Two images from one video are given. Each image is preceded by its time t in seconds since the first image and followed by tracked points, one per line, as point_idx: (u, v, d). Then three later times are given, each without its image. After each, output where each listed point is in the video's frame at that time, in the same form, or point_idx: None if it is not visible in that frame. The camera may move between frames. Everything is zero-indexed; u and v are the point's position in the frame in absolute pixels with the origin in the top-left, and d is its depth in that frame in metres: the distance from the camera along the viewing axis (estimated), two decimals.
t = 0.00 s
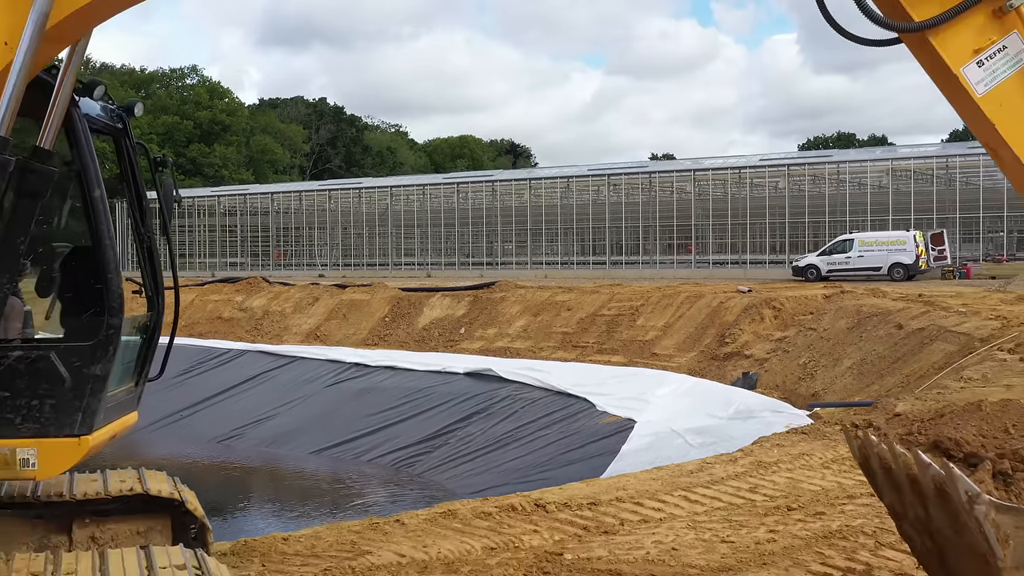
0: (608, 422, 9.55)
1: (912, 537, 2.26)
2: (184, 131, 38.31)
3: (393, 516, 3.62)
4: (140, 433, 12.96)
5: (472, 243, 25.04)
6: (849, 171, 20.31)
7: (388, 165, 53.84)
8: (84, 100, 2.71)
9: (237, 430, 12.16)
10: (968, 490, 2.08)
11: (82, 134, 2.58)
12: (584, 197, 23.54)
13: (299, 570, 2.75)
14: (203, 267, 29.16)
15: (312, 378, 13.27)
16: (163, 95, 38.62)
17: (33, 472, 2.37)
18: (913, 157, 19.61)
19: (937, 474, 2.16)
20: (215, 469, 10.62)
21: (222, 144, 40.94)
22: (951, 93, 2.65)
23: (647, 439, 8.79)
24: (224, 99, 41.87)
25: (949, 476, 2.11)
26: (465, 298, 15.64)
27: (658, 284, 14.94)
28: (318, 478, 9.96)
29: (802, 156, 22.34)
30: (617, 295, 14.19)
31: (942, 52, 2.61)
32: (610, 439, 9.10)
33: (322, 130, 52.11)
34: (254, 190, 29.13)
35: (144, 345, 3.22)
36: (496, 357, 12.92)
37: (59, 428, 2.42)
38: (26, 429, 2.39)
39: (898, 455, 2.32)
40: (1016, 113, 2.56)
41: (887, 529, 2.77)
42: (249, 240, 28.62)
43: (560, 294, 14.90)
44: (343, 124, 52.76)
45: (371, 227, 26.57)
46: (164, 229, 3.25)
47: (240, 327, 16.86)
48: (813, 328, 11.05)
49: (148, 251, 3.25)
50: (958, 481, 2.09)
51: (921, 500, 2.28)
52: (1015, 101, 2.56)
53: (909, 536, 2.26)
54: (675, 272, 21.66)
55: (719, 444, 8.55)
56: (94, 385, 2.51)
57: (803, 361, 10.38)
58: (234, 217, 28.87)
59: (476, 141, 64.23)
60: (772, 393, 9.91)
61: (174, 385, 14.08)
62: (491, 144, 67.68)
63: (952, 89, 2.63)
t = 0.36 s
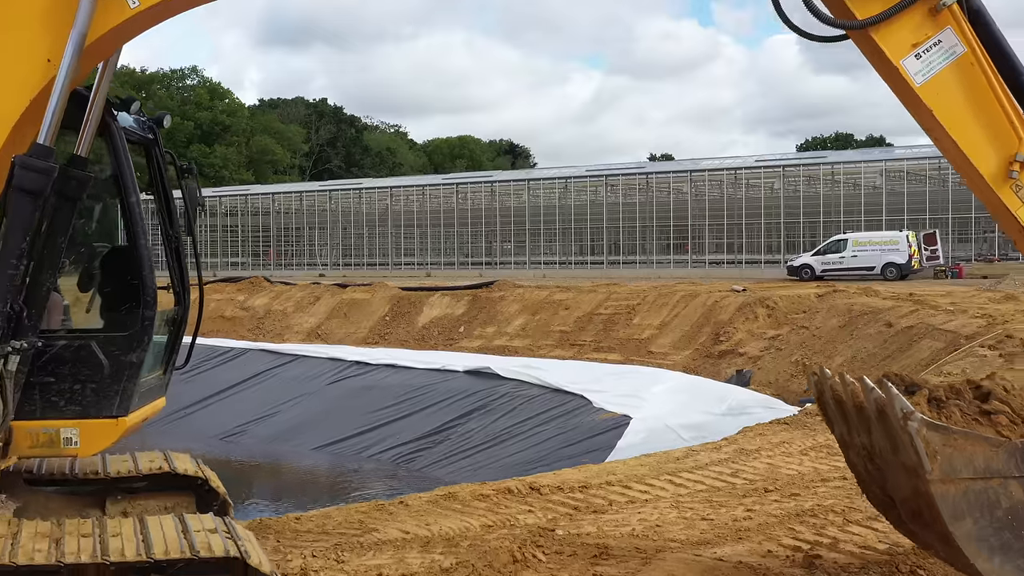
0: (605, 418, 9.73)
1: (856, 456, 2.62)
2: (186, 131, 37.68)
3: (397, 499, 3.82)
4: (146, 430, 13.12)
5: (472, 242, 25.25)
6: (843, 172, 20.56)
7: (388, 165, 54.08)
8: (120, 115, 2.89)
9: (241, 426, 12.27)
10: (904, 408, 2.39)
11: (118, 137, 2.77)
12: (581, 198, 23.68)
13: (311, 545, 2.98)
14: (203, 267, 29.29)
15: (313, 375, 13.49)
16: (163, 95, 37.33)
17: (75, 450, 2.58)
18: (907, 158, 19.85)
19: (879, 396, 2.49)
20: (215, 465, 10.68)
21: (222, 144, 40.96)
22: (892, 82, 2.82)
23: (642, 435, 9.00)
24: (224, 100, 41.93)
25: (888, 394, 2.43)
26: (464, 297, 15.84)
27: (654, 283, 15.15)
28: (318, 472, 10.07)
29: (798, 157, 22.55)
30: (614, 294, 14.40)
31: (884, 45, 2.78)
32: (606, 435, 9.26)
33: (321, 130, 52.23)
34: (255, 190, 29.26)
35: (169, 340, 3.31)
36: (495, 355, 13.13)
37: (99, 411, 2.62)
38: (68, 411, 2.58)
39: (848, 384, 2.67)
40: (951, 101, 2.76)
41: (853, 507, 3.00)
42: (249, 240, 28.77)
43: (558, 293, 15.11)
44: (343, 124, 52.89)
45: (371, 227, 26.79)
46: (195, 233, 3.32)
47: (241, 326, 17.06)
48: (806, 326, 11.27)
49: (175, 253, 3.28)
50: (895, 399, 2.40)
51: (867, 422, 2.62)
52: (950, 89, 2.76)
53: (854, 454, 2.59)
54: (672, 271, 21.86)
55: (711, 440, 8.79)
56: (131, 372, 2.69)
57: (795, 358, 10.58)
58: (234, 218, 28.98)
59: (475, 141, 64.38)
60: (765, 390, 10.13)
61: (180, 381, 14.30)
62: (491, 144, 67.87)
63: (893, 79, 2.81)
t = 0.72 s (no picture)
0: (601, 415, 9.89)
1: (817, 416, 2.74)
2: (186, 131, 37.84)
3: (398, 487, 4.01)
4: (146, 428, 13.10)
5: (471, 243, 25.43)
6: (839, 173, 20.77)
7: (387, 165, 54.27)
8: (143, 127, 3.03)
9: (242, 424, 12.09)
10: (853, 363, 2.58)
11: (142, 145, 2.92)
12: (579, 199, 23.86)
13: (320, 528, 3.19)
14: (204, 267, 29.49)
15: (314, 374, 13.62)
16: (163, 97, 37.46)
17: (105, 437, 2.73)
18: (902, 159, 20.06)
19: (833, 352, 2.66)
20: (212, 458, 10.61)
21: (223, 145, 41.09)
22: (841, 70, 3.07)
23: (637, 432, 9.19)
24: (224, 101, 42.10)
25: (838, 351, 2.63)
26: (463, 297, 16.05)
27: (651, 283, 15.35)
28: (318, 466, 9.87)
29: (794, 158, 22.75)
30: (611, 294, 14.61)
31: (832, 38, 3.03)
32: (603, 432, 9.41)
33: (321, 130, 52.37)
34: (255, 191, 29.45)
35: (187, 339, 3.49)
36: (494, 354, 13.32)
37: (127, 401, 2.78)
38: (98, 400, 2.74)
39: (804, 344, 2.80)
40: (895, 87, 3.03)
41: (827, 494, 3.20)
42: (250, 240, 28.98)
43: (556, 293, 15.32)
44: (342, 125, 53.06)
45: (371, 227, 27.00)
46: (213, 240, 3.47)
47: (243, 326, 17.26)
48: (799, 325, 11.47)
49: (193, 255, 3.40)
50: (845, 355, 2.60)
51: (823, 380, 2.77)
52: (894, 77, 3.02)
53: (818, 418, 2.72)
54: (669, 272, 22.06)
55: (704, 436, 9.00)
56: (157, 364, 2.85)
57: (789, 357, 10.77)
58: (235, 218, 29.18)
59: (474, 142, 64.56)
60: (758, 387, 10.33)
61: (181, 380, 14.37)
62: (490, 144, 68.07)
63: (841, 67, 3.06)
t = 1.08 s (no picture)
0: (597, 414, 10.08)
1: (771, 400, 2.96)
2: (187, 132, 37.88)
3: (398, 479, 4.22)
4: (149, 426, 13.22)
5: (470, 243, 25.60)
6: (834, 175, 20.99)
7: (386, 166, 54.45)
8: (163, 145, 3.22)
9: (246, 422, 12.17)
10: (797, 327, 2.93)
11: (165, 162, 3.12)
12: (576, 201, 24.09)
13: (327, 516, 3.40)
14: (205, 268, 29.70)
15: (315, 374, 13.81)
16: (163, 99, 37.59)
17: (130, 430, 2.94)
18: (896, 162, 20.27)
19: (779, 320, 2.96)
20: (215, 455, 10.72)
21: (222, 146, 41.19)
22: (784, 58, 3.28)
23: (632, 430, 9.38)
24: (224, 102, 42.25)
25: (785, 318, 2.94)
26: (462, 298, 16.26)
27: (647, 284, 15.57)
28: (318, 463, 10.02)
29: (790, 160, 22.98)
30: (607, 295, 14.83)
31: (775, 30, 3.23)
32: (599, 430, 9.59)
33: (320, 131, 52.47)
34: (255, 192, 29.64)
35: (202, 340, 3.68)
36: (492, 354, 13.53)
37: (150, 397, 2.99)
38: (123, 397, 2.96)
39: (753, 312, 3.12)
40: (833, 73, 3.25)
41: (800, 485, 3.41)
42: (251, 241, 29.22)
43: (553, 294, 15.53)
44: (341, 126, 53.21)
45: (371, 228, 27.22)
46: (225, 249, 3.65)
47: (244, 326, 17.47)
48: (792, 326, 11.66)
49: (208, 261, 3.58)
50: (790, 320, 2.94)
51: (772, 346, 3.07)
52: (830, 63, 3.24)
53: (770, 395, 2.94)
54: (665, 273, 22.26)
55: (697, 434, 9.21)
56: (177, 363, 3.05)
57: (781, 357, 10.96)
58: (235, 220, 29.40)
59: (473, 142, 64.74)
60: (750, 387, 10.54)
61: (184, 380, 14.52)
62: (489, 145, 68.27)
63: (782, 53, 3.27)
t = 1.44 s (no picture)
0: (593, 414, 10.27)
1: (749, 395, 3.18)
2: (187, 135, 37.98)
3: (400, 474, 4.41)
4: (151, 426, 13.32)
5: (469, 244, 25.75)
6: (829, 178, 21.20)
7: (385, 167, 54.55)
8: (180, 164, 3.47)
9: (249, 422, 12.33)
10: (747, 281, 3.29)
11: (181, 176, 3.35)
12: (574, 203, 24.30)
13: (335, 508, 3.62)
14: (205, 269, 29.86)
15: (316, 374, 13.99)
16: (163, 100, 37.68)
17: (151, 428, 3.13)
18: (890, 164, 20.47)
19: (730, 276, 3.33)
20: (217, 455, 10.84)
21: (223, 147, 41.20)
22: (729, 45, 3.59)
23: (627, 429, 9.59)
24: (224, 103, 42.35)
25: (735, 273, 3.31)
26: (461, 299, 16.45)
27: (643, 286, 15.77)
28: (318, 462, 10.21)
29: (785, 162, 23.17)
30: (604, 297, 15.03)
31: (719, 18, 3.54)
32: (594, 429, 9.77)
33: (320, 133, 52.59)
34: (255, 194, 29.77)
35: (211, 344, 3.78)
36: (490, 354, 13.74)
37: (169, 397, 3.18)
38: (145, 397, 3.15)
39: (707, 270, 3.45)
40: (772, 56, 3.59)
41: (778, 480, 3.61)
42: (251, 243, 29.38)
43: (551, 295, 15.73)
44: (339, 127, 53.31)
45: (370, 230, 27.42)
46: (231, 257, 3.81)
47: (245, 327, 17.69)
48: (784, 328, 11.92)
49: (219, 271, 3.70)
50: (740, 275, 3.28)
51: (723, 300, 3.42)
52: (771, 46, 3.58)
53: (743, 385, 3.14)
54: (663, 274, 22.44)
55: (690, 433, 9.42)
56: (195, 365, 3.25)
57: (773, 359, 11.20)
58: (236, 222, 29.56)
59: (472, 143, 64.87)
60: (743, 387, 10.74)
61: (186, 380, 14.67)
62: (489, 146, 68.43)
63: (728, 41, 3.58)
